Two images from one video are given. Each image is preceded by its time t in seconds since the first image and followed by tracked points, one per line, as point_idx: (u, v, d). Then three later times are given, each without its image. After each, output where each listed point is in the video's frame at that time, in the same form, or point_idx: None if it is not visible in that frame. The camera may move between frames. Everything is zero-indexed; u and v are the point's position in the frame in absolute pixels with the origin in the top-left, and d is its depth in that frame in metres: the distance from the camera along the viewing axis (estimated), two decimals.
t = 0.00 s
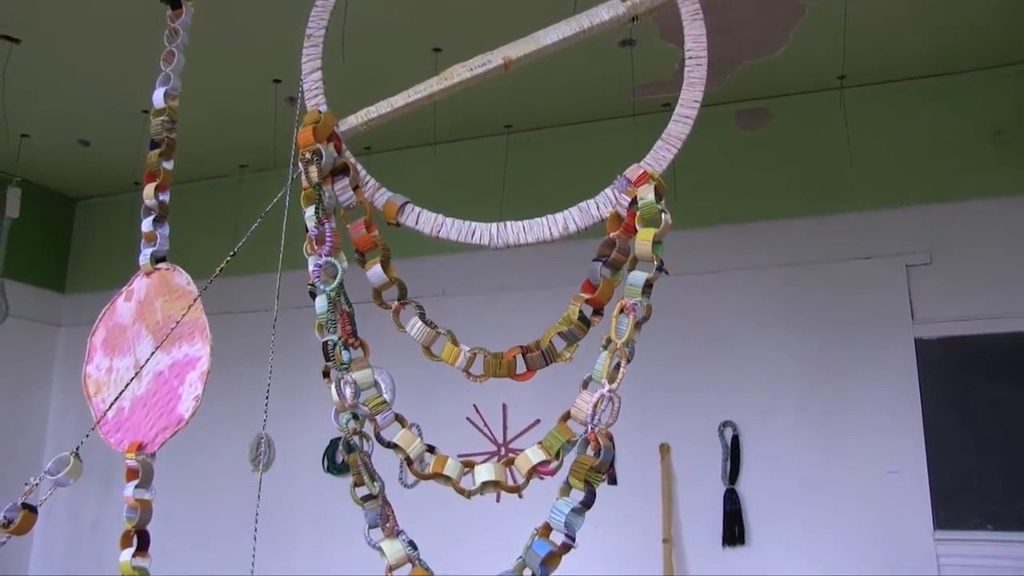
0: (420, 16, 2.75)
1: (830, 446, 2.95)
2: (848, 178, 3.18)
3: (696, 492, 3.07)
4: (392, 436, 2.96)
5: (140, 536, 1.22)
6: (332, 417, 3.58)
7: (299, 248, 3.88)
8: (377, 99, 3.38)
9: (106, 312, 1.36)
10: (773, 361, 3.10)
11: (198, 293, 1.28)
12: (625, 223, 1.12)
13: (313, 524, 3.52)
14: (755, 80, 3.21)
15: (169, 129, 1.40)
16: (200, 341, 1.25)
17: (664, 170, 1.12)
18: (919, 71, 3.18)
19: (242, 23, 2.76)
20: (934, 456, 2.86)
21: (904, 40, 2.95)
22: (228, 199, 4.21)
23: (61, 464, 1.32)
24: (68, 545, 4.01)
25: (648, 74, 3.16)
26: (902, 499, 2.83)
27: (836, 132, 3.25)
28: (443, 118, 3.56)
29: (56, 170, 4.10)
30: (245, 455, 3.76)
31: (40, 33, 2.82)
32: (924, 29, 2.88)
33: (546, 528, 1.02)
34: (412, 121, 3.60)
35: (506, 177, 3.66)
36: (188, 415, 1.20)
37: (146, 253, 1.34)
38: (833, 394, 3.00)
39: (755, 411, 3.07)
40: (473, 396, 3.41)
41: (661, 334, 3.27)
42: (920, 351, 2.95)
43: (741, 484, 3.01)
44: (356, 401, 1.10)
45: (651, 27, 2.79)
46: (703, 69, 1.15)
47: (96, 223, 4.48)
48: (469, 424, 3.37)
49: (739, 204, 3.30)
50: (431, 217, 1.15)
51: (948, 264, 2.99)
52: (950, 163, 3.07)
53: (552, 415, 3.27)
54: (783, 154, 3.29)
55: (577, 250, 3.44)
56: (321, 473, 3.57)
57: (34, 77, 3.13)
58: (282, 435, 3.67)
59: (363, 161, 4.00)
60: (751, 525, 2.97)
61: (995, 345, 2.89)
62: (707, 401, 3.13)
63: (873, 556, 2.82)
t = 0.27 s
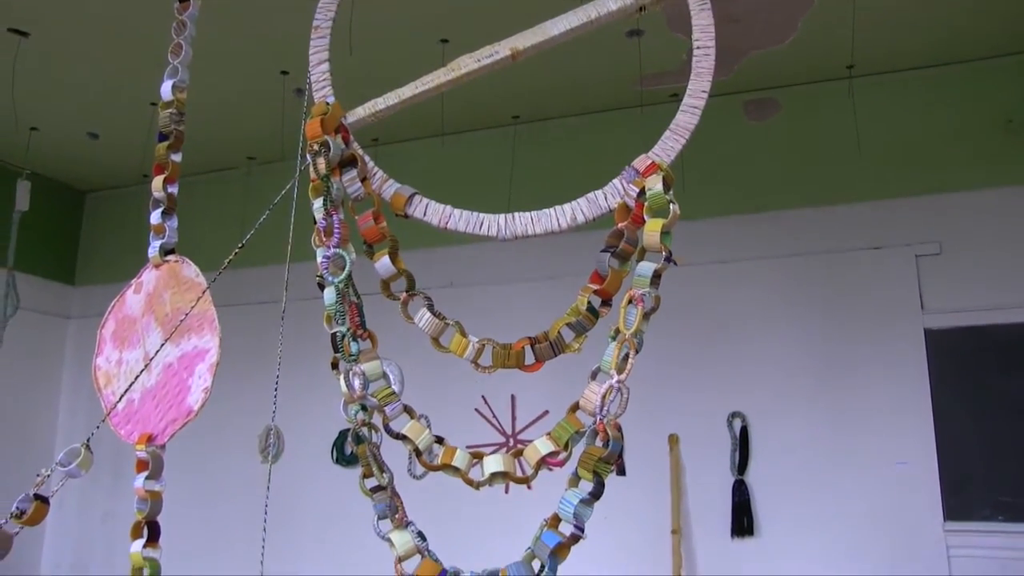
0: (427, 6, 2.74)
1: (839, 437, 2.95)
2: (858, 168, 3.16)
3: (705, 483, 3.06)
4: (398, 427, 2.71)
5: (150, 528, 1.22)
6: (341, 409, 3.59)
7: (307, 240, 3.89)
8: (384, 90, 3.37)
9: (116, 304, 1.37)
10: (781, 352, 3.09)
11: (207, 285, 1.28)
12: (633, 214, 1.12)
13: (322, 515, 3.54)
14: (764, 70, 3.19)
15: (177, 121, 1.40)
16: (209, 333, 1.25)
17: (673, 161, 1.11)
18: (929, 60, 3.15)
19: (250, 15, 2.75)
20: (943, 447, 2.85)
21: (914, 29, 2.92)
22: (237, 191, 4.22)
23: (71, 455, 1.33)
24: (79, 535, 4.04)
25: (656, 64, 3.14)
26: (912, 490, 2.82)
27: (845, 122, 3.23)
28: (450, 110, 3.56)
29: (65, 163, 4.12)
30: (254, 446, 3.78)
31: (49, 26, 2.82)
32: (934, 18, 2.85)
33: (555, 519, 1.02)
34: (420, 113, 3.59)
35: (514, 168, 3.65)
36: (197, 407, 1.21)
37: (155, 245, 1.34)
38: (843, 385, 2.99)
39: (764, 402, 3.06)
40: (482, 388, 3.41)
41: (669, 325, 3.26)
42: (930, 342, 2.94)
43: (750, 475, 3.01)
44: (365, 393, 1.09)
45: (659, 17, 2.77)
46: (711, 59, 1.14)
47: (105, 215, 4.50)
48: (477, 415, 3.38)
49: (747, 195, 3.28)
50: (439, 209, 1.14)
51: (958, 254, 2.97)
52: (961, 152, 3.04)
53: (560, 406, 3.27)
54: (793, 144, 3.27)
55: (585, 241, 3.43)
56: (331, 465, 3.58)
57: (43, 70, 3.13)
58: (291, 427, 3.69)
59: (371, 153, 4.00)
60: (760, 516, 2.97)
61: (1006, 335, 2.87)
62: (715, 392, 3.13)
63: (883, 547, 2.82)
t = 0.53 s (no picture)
0: None
1: (849, 429, 2.93)
2: (868, 159, 3.14)
3: (713, 475, 3.06)
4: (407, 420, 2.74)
5: (160, 520, 1.23)
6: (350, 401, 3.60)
7: (316, 233, 3.90)
8: (392, 83, 3.37)
9: (125, 297, 1.37)
10: (790, 344, 3.08)
11: (216, 278, 1.28)
12: (642, 205, 1.11)
13: (332, 506, 3.56)
14: (773, 61, 3.17)
15: (185, 114, 1.40)
16: (218, 326, 1.26)
17: (681, 153, 1.10)
18: (940, 51, 3.12)
19: (258, 8, 2.75)
20: (953, 440, 2.84)
21: (925, 20, 2.89)
22: (246, 184, 4.23)
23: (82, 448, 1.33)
24: (92, 526, 4.08)
25: (665, 56, 3.12)
26: (922, 483, 2.81)
27: (856, 113, 3.20)
28: (458, 102, 3.55)
29: (74, 157, 4.13)
30: (264, 438, 3.80)
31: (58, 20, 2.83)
32: (945, 8, 2.82)
33: (564, 511, 1.02)
34: (428, 105, 3.59)
35: (522, 160, 3.64)
36: (207, 399, 1.21)
37: (164, 238, 1.34)
38: (852, 377, 2.97)
39: (773, 394, 3.05)
40: (491, 380, 3.42)
41: (677, 318, 3.25)
42: (940, 335, 2.92)
43: (759, 467, 3.01)
44: (374, 385, 1.10)
45: (667, 8, 2.75)
46: (720, 51, 1.13)
47: (115, 209, 4.52)
48: (486, 407, 3.39)
49: (757, 186, 3.26)
50: (448, 201, 1.14)
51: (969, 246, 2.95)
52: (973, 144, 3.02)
53: (569, 398, 3.27)
54: (803, 136, 3.25)
55: (593, 233, 3.42)
56: (340, 457, 3.60)
57: (53, 64, 3.15)
58: (301, 419, 3.71)
59: (380, 146, 4.00)
60: (769, 508, 2.96)
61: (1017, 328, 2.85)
62: (724, 384, 3.12)
63: (892, 539, 2.81)
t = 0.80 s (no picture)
0: None
1: (857, 421, 2.93)
2: (877, 149, 3.12)
3: (721, 466, 3.06)
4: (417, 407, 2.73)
5: (170, 510, 1.23)
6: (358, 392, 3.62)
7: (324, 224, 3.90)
8: (398, 73, 3.36)
9: (134, 289, 1.38)
10: (798, 335, 3.07)
11: (224, 270, 1.29)
12: (650, 196, 1.10)
13: (340, 496, 3.58)
14: (782, 51, 3.14)
15: (193, 105, 1.40)
16: (226, 317, 1.26)
17: (690, 143, 1.10)
18: (951, 40, 3.08)
19: None
20: (962, 431, 2.83)
21: (936, 9, 2.86)
22: (253, 175, 4.24)
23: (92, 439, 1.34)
24: (103, 516, 4.12)
25: (672, 46, 3.10)
26: (930, 473, 2.80)
27: (865, 103, 3.18)
28: (466, 93, 3.54)
29: (82, 149, 4.14)
30: (273, 429, 3.82)
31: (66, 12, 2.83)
32: None
33: (572, 502, 1.03)
34: (435, 96, 3.58)
35: (530, 151, 3.63)
36: (215, 390, 1.21)
37: (173, 229, 1.35)
38: (861, 368, 2.96)
39: (781, 385, 3.04)
40: (498, 371, 3.42)
41: (685, 309, 3.24)
42: (949, 326, 2.91)
43: (767, 458, 3.00)
44: (382, 375, 1.10)
45: None
46: (729, 40, 1.13)
47: (123, 200, 4.53)
48: (494, 398, 3.39)
49: (765, 177, 3.24)
50: (456, 191, 1.14)
51: (979, 237, 2.93)
52: (983, 134, 2.99)
53: (577, 389, 3.27)
54: (812, 126, 3.23)
55: (601, 224, 3.42)
56: (348, 448, 3.62)
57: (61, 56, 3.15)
58: (309, 410, 3.72)
59: (387, 136, 3.99)
60: (777, 499, 2.96)
61: None
62: (731, 375, 3.11)
63: (901, 530, 2.80)
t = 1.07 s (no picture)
0: None
1: (864, 412, 2.92)
2: (885, 140, 3.10)
3: (727, 457, 3.06)
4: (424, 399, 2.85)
5: (177, 500, 1.24)
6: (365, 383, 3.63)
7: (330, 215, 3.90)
8: (404, 64, 3.35)
9: (141, 280, 1.38)
10: (805, 326, 3.06)
11: (231, 261, 1.29)
12: (657, 186, 1.10)
13: (347, 486, 3.59)
14: (789, 41, 3.12)
15: (199, 97, 1.40)
16: (233, 308, 1.26)
17: (696, 133, 1.09)
18: (960, 30, 3.05)
19: None
20: (969, 422, 2.82)
21: None
22: (260, 166, 4.24)
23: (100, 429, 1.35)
24: (112, 505, 4.15)
25: (679, 36, 3.08)
26: (937, 464, 2.80)
27: (874, 93, 3.16)
28: (471, 84, 3.53)
29: (88, 140, 4.15)
30: (280, 419, 3.83)
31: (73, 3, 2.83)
32: None
33: (579, 492, 1.03)
34: (441, 87, 3.56)
35: (536, 141, 3.62)
36: (222, 381, 1.22)
37: (179, 221, 1.35)
38: (867, 360, 2.96)
39: (787, 376, 3.04)
40: (505, 361, 3.42)
41: (691, 300, 3.24)
42: (956, 317, 2.90)
43: (773, 449, 3.00)
44: (389, 366, 1.10)
45: None
46: (736, 30, 1.12)
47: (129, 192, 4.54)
48: (501, 388, 3.40)
49: (772, 167, 3.23)
50: (462, 181, 1.14)
51: (987, 228, 2.92)
52: (992, 124, 2.97)
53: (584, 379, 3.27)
54: (820, 116, 3.20)
55: (607, 215, 3.41)
56: (355, 438, 3.63)
57: (68, 47, 3.15)
58: (315, 401, 3.74)
59: (394, 127, 3.99)
60: (783, 489, 2.96)
61: None
62: (738, 366, 3.11)
63: (907, 521, 2.80)
